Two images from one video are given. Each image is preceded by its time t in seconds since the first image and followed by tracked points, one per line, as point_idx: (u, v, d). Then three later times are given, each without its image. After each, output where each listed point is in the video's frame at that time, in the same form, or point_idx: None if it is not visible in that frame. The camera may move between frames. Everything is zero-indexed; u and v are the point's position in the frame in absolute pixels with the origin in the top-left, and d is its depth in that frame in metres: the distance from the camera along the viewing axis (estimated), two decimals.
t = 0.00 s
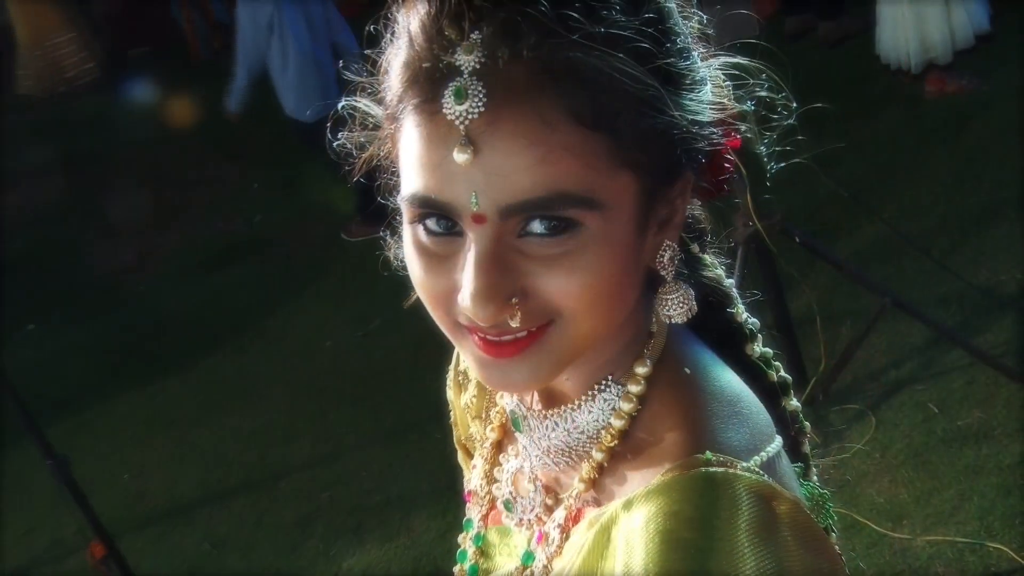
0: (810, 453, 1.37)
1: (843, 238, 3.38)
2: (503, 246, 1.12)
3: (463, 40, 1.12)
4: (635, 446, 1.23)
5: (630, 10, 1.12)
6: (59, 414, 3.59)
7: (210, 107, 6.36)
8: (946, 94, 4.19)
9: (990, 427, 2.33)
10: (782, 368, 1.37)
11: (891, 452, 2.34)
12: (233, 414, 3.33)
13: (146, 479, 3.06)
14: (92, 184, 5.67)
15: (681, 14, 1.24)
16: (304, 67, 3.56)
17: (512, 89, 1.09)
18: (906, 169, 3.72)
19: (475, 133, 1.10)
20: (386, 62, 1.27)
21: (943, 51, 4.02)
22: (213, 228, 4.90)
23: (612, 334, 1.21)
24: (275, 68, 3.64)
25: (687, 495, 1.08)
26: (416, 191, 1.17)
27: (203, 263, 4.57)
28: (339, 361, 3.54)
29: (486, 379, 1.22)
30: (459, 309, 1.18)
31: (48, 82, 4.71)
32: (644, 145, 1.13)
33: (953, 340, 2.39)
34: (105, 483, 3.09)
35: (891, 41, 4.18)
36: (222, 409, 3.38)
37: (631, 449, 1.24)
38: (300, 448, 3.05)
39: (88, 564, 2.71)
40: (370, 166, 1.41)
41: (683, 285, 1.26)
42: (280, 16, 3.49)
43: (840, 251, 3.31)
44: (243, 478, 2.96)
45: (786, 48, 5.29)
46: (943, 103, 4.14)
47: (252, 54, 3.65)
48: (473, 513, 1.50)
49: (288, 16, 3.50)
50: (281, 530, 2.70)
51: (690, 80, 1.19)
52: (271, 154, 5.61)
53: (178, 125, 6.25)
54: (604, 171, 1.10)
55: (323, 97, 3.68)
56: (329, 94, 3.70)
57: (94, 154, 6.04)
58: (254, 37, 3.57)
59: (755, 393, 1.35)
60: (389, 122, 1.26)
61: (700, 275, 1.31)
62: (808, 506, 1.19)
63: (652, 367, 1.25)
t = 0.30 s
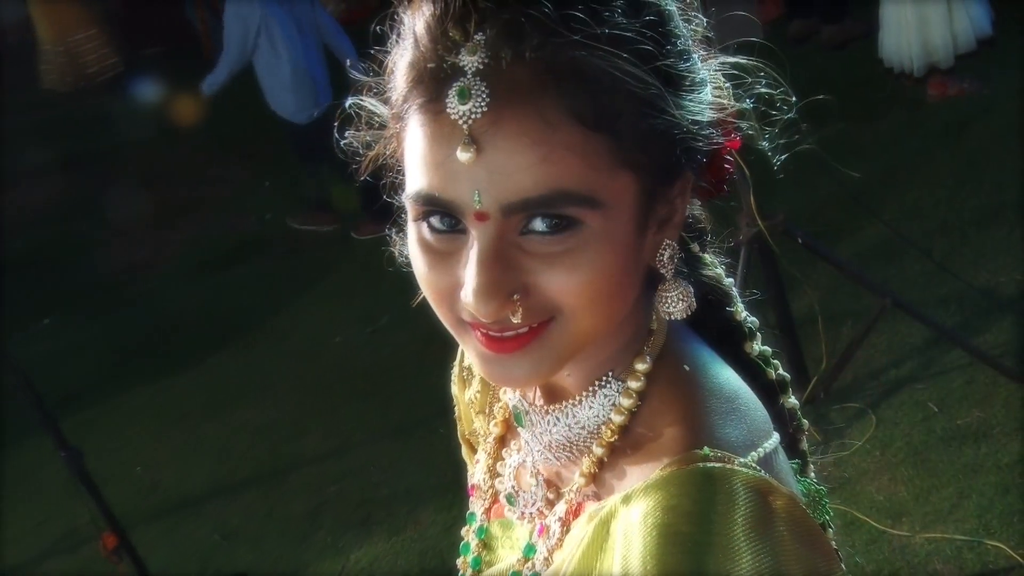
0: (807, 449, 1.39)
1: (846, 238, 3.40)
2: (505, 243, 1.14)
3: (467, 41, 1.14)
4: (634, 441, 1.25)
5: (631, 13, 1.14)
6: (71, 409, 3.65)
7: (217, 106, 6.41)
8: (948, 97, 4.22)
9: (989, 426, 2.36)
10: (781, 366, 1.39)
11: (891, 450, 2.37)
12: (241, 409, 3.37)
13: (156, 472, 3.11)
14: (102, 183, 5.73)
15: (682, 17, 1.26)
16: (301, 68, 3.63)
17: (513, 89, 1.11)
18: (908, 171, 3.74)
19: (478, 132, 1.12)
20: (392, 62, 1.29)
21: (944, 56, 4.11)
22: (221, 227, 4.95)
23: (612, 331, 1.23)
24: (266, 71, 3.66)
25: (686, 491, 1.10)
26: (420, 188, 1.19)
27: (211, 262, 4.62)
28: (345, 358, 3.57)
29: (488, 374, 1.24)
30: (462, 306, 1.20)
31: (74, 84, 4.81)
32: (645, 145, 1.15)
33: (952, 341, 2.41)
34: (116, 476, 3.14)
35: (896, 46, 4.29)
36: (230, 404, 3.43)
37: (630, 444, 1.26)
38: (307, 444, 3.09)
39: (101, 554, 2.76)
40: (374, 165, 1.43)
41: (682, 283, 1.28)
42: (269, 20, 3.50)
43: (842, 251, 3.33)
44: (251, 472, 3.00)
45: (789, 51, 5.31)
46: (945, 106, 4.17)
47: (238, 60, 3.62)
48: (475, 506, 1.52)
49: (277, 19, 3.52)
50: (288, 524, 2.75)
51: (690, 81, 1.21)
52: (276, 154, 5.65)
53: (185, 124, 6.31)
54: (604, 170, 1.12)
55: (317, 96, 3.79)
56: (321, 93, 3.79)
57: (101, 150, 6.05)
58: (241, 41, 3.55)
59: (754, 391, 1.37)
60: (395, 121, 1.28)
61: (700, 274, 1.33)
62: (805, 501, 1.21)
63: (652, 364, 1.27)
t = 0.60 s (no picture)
0: (803, 447, 1.41)
1: (849, 239, 3.42)
2: (507, 241, 1.16)
3: (471, 45, 1.17)
4: (633, 437, 1.27)
5: (632, 18, 1.17)
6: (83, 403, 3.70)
7: (224, 106, 6.49)
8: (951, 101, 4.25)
9: (989, 426, 2.41)
10: (778, 365, 1.41)
11: (891, 449, 2.42)
12: (251, 403, 3.42)
13: (168, 465, 3.16)
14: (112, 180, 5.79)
15: (682, 22, 1.28)
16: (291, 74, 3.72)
17: (515, 91, 1.13)
18: (911, 174, 3.77)
19: (481, 133, 1.14)
20: (398, 65, 1.31)
21: (948, 61, 4.14)
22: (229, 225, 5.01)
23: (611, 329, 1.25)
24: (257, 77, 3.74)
25: (682, 487, 1.12)
26: (425, 188, 1.22)
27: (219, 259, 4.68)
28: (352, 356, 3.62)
29: (490, 371, 1.26)
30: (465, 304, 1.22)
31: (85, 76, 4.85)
32: (645, 147, 1.17)
33: (953, 342, 2.44)
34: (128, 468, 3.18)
35: (899, 50, 4.34)
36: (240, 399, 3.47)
37: (629, 441, 1.28)
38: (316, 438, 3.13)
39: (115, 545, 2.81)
40: (380, 166, 1.45)
41: (681, 283, 1.30)
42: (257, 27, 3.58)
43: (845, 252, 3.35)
44: (261, 464, 3.05)
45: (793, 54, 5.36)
46: (947, 111, 4.20)
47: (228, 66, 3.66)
48: (478, 501, 1.54)
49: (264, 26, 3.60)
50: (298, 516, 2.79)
51: (690, 85, 1.23)
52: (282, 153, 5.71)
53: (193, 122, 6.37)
54: (604, 171, 1.14)
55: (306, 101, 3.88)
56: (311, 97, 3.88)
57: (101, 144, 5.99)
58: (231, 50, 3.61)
59: (751, 390, 1.39)
60: (400, 123, 1.31)
61: (699, 274, 1.35)
62: (800, 498, 1.23)
63: (650, 362, 1.29)
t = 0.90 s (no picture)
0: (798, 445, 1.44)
1: (851, 240, 3.45)
2: (509, 241, 1.18)
3: (474, 49, 1.19)
4: (631, 434, 1.29)
5: (632, 24, 1.19)
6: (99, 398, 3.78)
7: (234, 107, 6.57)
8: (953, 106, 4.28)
9: (985, 424, 2.45)
10: (774, 364, 1.43)
11: (889, 447, 2.47)
12: (262, 398, 3.48)
13: (183, 457, 3.23)
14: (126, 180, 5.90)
15: (682, 28, 1.31)
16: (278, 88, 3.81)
17: (517, 94, 1.16)
18: (913, 176, 3.80)
19: (483, 135, 1.17)
20: (403, 68, 1.34)
21: (949, 66, 4.18)
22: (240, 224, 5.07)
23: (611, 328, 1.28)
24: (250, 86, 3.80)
25: (679, 482, 1.14)
26: (429, 189, 1.24)
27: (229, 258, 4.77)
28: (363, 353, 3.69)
29: (492, 368, 1.29)
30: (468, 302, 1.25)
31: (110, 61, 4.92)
32: (644, 149, 1.20)
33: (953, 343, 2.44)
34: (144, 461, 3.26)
35: (901, 55, 4.37)
36: (252, 394, 3.54)
37: (627, 437, 1.30)
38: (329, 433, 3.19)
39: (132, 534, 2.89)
40: (385, 167, 1.48)
41: (679, 283, 1.33)
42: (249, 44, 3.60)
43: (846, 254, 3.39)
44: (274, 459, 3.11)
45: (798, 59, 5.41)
46: (949, 115, 4.23)
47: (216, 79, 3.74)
48: (480, 496, 1.57)
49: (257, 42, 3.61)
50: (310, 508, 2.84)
51: (688, 90, 1.26)
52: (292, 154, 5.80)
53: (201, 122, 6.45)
54: (604, 173, 1.17)
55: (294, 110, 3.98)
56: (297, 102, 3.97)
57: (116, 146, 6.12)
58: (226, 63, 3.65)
59: (747, 388, 1.41)
60: (405, 125, 1.34)
61: (697, 275, 1.37)
62: (794, 494, 1.25)
63: (649, 360, 1.32)
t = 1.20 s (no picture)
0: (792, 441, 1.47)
1: (852, 240, 3.49)
2: (508, 241, 1.21)
3: (475, 54, 1.22)
4: (628, 429, 1.32)
5: (630, 28, 1.22)
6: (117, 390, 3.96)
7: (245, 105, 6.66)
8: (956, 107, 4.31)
9: (982, 421, 2.49)
10: (769, 362, 1.45)
11: (888, 443, 2.53)
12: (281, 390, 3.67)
13: (198, 447, 3.40)
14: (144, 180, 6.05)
15: (679, 33, 1.33)
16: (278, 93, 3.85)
17: (516, 97, 1.19)
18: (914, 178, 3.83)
19: (484, 137, 1.20)
20: (406, 71, 1.37)
21: (950, 70, 4.26)
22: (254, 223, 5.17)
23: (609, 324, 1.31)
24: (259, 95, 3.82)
25: (674, 477, 1.17)
26: (431, 190, 1.28)
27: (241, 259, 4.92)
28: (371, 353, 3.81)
29: (493, 365, 1.32)
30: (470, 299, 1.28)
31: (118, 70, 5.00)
32: (642, 151, 1.22)
33: (951, 341, 2.49)
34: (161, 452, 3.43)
35: (905, 60, 4.47)
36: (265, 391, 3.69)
37: (624, 432, 1.33)
38: (336, 427, 3.34)
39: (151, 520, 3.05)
40: (389, 168, 1.51)
41: (676, 282, 1.35)
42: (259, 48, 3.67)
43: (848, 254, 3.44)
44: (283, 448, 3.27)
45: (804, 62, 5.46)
46: (953, 116, 4.26)
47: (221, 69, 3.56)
48: (482, 489, 1.61)
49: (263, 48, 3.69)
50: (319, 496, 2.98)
51: (685, 93, 1.29)
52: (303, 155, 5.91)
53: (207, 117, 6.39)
54: (602, 174, 1.19)
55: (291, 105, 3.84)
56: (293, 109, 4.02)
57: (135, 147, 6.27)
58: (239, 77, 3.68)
59: (742, 385, 1.44)
60: (408, 127, 1.37)
61: (694, 274, 1.40)
62: (787, 488, 1.28)
63: (646, 357, 1.35)
